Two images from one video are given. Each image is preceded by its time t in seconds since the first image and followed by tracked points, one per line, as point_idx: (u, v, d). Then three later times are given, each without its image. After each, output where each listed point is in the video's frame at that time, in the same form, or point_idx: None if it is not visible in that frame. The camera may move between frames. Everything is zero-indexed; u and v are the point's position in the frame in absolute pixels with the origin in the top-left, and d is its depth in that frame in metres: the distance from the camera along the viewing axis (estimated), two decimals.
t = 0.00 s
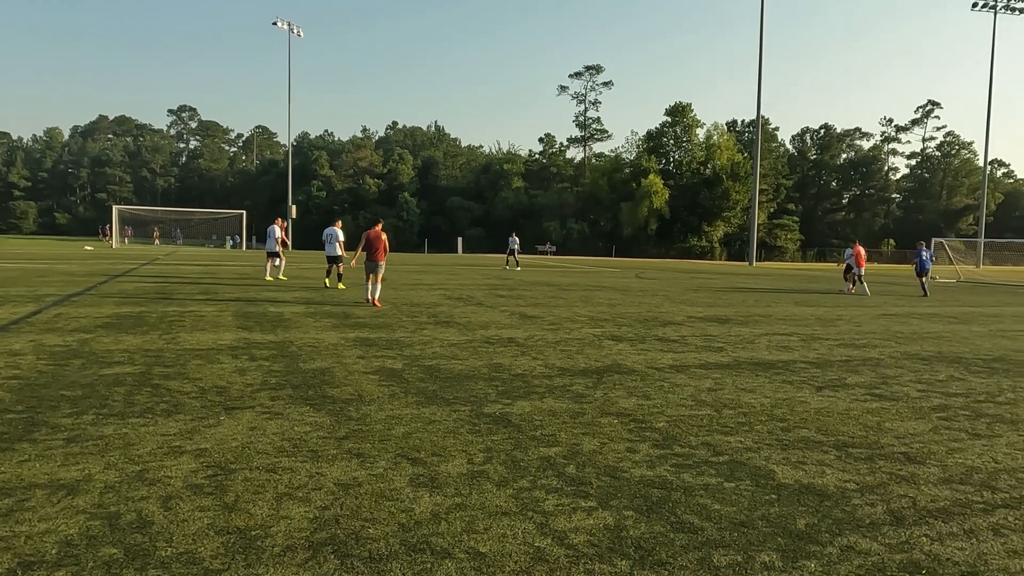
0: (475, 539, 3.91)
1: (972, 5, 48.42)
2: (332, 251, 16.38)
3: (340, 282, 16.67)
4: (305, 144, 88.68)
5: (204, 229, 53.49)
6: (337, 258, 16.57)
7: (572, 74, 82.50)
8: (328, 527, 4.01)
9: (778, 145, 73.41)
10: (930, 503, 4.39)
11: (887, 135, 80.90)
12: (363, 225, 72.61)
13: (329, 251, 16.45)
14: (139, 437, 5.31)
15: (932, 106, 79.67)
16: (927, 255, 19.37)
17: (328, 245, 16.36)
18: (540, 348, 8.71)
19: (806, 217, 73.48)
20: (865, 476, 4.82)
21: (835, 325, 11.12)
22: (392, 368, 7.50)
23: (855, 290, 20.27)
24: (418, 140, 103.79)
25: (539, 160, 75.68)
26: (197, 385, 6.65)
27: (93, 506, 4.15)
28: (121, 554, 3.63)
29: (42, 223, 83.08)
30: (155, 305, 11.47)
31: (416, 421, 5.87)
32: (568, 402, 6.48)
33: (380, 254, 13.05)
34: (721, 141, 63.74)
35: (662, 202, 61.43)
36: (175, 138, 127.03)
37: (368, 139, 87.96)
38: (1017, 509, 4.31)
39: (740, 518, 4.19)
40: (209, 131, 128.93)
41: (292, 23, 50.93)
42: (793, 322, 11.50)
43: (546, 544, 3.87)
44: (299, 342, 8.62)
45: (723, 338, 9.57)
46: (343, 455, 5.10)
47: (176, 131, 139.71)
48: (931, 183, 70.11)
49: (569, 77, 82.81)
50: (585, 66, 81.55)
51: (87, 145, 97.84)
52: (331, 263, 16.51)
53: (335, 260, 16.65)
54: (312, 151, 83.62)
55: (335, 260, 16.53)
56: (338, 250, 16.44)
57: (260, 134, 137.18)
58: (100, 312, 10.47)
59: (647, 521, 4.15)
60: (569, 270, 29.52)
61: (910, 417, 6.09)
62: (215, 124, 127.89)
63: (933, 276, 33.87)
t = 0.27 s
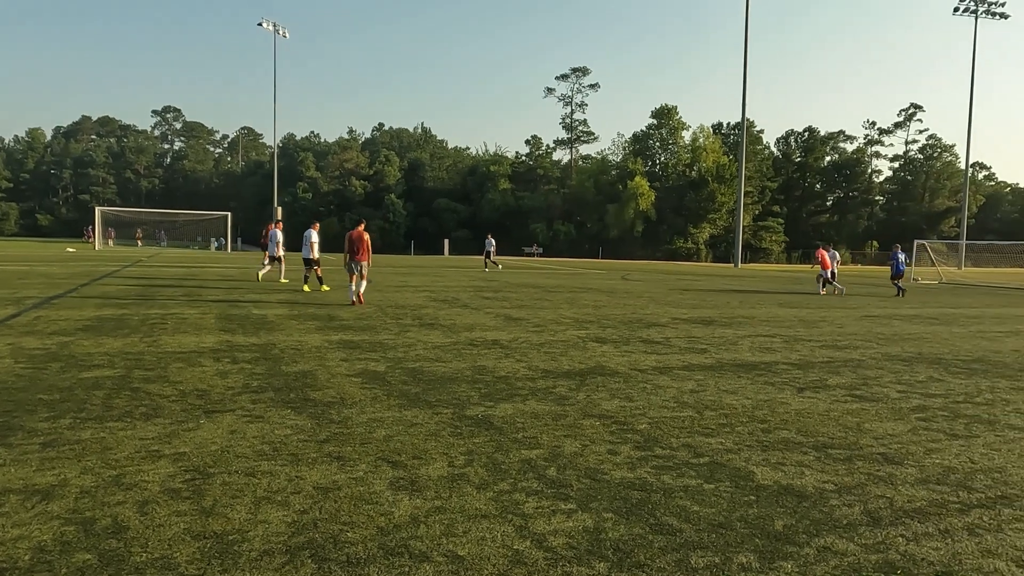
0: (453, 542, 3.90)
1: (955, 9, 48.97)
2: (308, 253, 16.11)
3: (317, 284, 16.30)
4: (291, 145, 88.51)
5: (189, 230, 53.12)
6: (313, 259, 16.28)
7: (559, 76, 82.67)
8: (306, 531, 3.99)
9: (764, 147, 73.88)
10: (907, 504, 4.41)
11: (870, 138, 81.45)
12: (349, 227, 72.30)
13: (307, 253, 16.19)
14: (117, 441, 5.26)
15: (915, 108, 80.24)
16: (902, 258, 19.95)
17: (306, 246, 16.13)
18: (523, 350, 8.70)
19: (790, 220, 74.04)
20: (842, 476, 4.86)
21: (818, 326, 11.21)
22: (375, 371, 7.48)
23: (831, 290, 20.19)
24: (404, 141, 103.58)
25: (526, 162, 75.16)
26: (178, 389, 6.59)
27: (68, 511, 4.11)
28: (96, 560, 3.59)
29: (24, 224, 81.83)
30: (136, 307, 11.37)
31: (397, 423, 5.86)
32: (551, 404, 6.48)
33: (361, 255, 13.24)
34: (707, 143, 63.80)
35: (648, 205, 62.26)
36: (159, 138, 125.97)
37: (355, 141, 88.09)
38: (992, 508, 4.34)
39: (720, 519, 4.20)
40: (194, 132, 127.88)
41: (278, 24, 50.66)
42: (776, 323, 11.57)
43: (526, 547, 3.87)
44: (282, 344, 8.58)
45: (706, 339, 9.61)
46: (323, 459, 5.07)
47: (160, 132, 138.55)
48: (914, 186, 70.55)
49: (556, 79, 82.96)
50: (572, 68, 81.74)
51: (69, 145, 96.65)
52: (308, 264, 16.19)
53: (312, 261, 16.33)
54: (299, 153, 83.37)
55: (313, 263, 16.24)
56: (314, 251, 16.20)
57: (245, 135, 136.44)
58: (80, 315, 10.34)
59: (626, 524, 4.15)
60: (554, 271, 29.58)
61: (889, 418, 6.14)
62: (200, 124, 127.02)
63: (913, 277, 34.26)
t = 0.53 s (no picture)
0: (437, 544, 3.89)
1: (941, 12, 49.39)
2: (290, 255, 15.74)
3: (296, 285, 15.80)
4: (279, 146, 88.35)
5: (176, 231, 52.86)
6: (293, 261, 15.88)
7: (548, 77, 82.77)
8: (290, 533, 3.97)
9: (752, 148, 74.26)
10: (889, 503, 4.45)
11: (856, 140, 81.75)
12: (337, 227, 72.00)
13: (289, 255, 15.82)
14: (100, 444, 5.22)
15: (900, 111, 80.61)
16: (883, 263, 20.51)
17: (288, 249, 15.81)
18: (511, 351, 8.70)
19: (778, 221, 74.42)
20: (826, 476, 4.87)
21: (804, 327, 11.28)
22: (362, 372, 7.46)
23: (813, 292, 20.21)
24: (393, 141, 103.29)
25: (515, 162, 75.60)
26: (162, 391, 6.55)
27: (48, 515, 4.07)
28: (76, 563, 3.56)
29: (9, 225, 80.90)
30: (121, 309, 11.29)
31: (383, 425, 5.85)
32: (537, 405, 6.49)
33: (350, 256, 13.21)
34: (695, 144, 64.22)
35: (637, 205, 62.64)
36: (146, 138, 125.10)
37: (344, 141, 88.22)
38: (972, 507, 4.37)
39: (704, 520, 4.21)
40: (181, 132, 127.04)
41: (266, 24, 50.42)
42: (763, 323, 11.63)
43: (509, 548, 3.87)
44: (269, 346, 8.55)
45: (694, 340, 9.65)
46: (308, 460, 5.06)
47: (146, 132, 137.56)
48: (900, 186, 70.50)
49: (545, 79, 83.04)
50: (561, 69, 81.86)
51: (55, 145, 95.78)
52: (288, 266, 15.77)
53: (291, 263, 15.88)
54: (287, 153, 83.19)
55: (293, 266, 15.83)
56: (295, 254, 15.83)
57: (233, 135, 135.76)
58: (64, 316, 10.26)
59: (610, 524, 4.16)
60: (543, 272, 29.64)
61: (873, 418, 6.18)
62: (188, 124, 126.26)
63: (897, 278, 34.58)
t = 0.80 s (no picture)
0: (425, 544, 3.88)
1: (927, 14, 49.81)
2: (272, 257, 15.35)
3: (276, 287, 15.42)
4: (268, 145, 87.97)
5: (164, 231, 52.57)
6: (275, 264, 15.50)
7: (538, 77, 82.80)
8: (277, 534, 3.95)
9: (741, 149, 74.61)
10: (875, 501, 4.47)
11: (844, 141, 82.15)
12: (327, 228, 71.84)
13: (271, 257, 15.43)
14: (85, 445, 5.18)
15: (888, 112, 81.09)
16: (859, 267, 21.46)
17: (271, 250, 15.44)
18: (501, 352, 8.70)
19: (767, 222, 74.82)
20: (813, 476, 4.89)
21: (792, 327, 11.34)
22: (351, 373, 7.44)
23: (798, 293, 20.21)
24: (383, 141, 103.04)
25: (505, 162, 75.78)
26: (149, 391, 6.52)
27: (32, 517, 4.04)
28: (60, 565, 3.53)
29: None
30: (109, 309, 11.23)
31: (372, 425, 5.83)
32: (527, 405, 6.49)
33: (343, 255, 13.21)
34: (685, 145, 64.52)
35: (627, 206, 62.94)
36: (134, 138, 124.30)
37: (333, 141, 88.01)
38: (958, 505, 4.39)
39: (691, 519, 4.22)
40: (170, 131, 126.28)
41: (255, 23, 50.16)
42: (751, 323, 11.69)
43: (497, 548, 3.87)
44: (257, 346, 8.51)
45: (683, 340, 9.68)
46: (296, 461, 5.03)
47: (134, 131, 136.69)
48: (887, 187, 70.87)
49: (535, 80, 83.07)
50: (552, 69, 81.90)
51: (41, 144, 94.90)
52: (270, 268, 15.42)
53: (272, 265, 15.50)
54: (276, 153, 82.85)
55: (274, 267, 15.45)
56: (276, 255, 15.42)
57: (222, 135, 135.11)
58: (50, 316, 10.18)
59: (599, 524, 4.16)
60: (532, 272, 29.70)
61: (860, 418, 6.22)
62: (176, 124, 125.55)
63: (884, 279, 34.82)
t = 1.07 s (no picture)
0: (414, 543, 3.88)
1: (918, 15, 50.07)
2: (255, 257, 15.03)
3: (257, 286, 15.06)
4: (260, 145, 87.69)
5: (154, 231, 52.35)
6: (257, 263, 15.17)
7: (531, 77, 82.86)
8: (265, 533, 3.93)
9: (733, 149, 74.85)
10: (862, 498, 4.50)
11: (835, 141, 82.59)
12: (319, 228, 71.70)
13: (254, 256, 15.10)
14: (73, 445, 5.15)
15: (879, 112, 81.58)
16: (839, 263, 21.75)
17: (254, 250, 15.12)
18: (492, 351, 8.70)
19: (759, 221, 75.09)
20: (802, 473, 4.91)
21: (783, 326, 11.39)
22: (342, 372, 7.43)
23: (786, 291, 20.21)
24: (375, 141, 102.89)
25: (497, 162, 75.91)
26: (138, 391, 6.48)
27: (18, 517, 4.01)
28: (47, 565, 3.51)
29: None
30: (98, 309, 11.16)
31: (362, 424, 5.82)
32: (518, 403, 6.50)
33: (336, 253, 13.19)
34: (677, 144, 64.66)
35: (619, 205, 63.04)
36: (124, 137, 123.66)
37: (325, 141, 87.84)
38: (944, 501, 4.42)
39: (680, 516, 4.23)
40: (160, 130, 125.68)
41: (246, 22, 50.02)
42: (742, 322, 11.73)
43: (487, 546, 3.86)
44: (248, 346, 8.49)
45: (674, 339, 9.71)
46: (285, 460, 5.02)
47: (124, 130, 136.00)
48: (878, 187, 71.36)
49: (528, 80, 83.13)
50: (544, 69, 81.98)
51: (30, 143, 94.25)
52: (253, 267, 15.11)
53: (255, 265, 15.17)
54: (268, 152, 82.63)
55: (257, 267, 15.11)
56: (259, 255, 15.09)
57: (213, 135, 134.58)
58: (39, 317, 10.13)
59: (588, 522, 4.17)
60: (524, 271, 29.73)
61: (849, 415, 6.25)
62: (167, 123, 125.00)
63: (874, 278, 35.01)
